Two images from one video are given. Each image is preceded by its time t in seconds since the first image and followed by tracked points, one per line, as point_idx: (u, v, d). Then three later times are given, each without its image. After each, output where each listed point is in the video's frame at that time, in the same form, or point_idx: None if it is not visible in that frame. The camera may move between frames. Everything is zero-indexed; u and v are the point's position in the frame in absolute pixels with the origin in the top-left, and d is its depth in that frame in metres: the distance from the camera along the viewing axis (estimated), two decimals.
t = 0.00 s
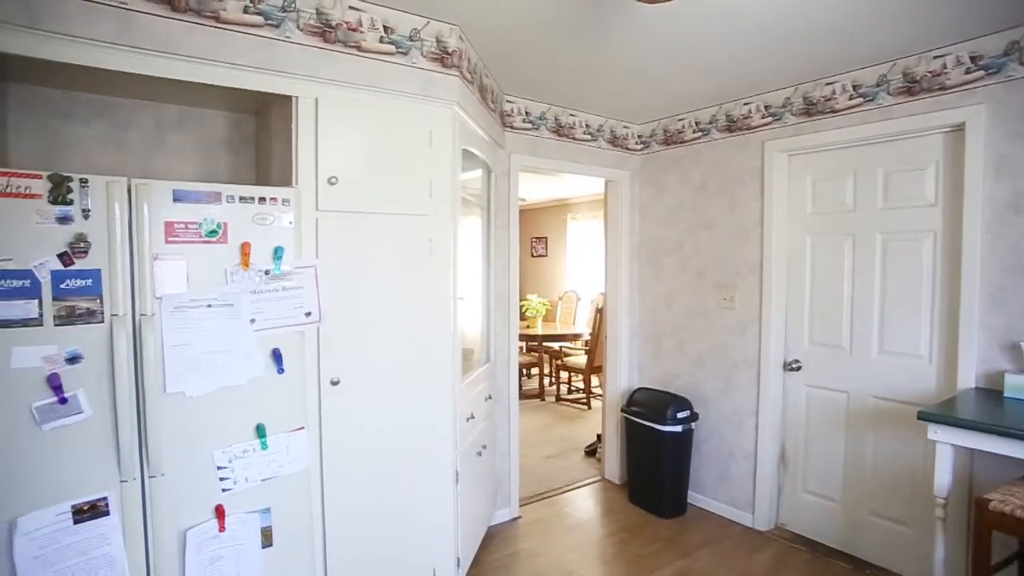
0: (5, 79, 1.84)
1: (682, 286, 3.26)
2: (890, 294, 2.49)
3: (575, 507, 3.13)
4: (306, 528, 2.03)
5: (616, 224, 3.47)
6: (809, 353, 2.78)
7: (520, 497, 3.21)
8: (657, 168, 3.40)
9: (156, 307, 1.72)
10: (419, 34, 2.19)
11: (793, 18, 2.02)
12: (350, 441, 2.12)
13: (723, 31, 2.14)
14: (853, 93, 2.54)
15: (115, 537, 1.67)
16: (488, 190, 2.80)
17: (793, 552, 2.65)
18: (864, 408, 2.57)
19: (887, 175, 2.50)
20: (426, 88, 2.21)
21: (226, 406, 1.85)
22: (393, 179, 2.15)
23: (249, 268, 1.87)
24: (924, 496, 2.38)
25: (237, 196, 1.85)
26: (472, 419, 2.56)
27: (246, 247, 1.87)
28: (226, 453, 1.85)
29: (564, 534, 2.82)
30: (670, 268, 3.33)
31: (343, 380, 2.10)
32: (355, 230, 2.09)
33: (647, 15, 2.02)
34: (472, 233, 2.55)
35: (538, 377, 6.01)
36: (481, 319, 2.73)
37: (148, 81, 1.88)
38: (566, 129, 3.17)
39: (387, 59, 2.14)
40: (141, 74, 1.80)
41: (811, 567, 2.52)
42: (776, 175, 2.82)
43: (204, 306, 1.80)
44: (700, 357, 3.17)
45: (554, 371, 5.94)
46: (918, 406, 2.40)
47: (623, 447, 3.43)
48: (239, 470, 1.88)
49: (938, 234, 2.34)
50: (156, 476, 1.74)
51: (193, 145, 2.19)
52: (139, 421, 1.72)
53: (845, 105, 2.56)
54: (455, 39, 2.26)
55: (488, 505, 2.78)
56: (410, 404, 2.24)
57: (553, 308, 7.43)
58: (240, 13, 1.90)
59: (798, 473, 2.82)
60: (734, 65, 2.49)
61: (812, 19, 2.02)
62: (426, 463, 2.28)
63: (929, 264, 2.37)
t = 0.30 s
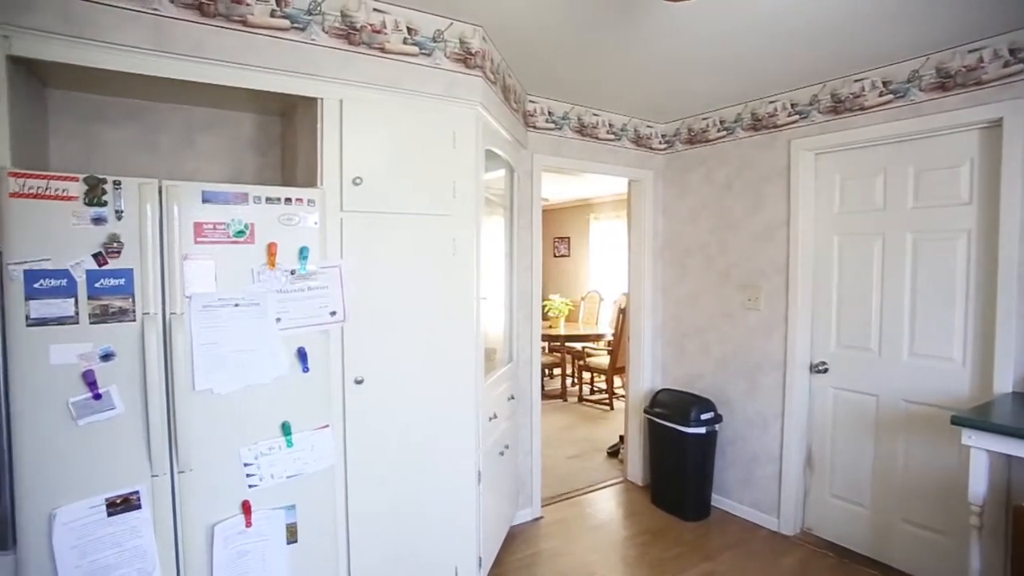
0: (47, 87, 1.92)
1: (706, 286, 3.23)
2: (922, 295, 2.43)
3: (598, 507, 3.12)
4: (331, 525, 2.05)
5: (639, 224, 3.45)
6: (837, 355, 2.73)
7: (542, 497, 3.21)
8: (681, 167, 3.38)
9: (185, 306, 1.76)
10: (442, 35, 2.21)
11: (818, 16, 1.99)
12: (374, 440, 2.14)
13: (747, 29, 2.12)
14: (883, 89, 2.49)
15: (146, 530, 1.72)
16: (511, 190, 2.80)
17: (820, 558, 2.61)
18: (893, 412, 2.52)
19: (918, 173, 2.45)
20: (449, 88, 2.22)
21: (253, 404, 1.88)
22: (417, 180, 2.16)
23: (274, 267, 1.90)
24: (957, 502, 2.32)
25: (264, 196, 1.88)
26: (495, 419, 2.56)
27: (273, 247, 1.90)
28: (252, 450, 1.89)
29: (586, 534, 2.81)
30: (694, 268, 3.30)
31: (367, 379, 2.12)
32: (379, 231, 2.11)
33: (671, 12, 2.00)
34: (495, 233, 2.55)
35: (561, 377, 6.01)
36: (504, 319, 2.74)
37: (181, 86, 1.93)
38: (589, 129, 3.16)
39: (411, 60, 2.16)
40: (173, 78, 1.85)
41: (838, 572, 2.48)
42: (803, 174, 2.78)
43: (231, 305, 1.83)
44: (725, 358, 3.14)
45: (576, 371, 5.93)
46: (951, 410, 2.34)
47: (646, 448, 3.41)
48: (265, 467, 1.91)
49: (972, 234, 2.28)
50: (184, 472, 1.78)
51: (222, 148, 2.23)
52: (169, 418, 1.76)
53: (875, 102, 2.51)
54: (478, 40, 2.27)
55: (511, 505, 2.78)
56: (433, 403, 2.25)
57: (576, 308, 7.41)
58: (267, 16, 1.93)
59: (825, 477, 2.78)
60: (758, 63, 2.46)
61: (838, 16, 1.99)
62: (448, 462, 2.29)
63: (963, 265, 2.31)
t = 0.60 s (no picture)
0: (87, 92, 1.98)
1: (733, 287, 3.19)
2: (959, 297, 2.37)
3: (622, 509, 3.11)
4: (358, 522, 2.07)
5: (665, 224, 3.42)
6: (869, 357, 2.68)
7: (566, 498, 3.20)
8: (708, 166, 3.34)
9: (216, 305, 1.79)
10: (468, 36, 2.21)
11: (850, 11, 1.96)
12: (401, 439, 2.16)
13: (776, 26, 2.09)
14: (919, 85, 2.43)
15: (178, 523, 1.77)
16: (536, 190, 2.80)
17: (850, 564, 2.56)
18: (927, 416, 2.46)
19: (955, 171, 2.38)
20: (476, 89, 2.23)
21: (282, 401, 1.91)
22: (443, 180, 2.17)
23: (303, 267, 1.93)
24: (995, 510, 2.26)
25: (293, 197, 1.91)
26: (519, 419, 2.56)
27: (301, 247, 1.92)
28: (281, 447, 1.92)
29: (610, 535, 2.80)
30: (721, 268, 3.26)
31: (393, 378, 2.14)
32: (406, 231, 2.13)
33: (699, 9, 1.97)
34: (520, 233, 2.56)
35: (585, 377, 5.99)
36: (529, 319, 2.74)
37: (214, 89, 1.97)
38: (614, 128, 3.14)
39: (437, 61, 2.17)
40: (208, 82, 1.89)
41: None
42: (833, 173, 2.73)
43: (261, 304, 1.86)
44: (752, 359, 3.10)
45: (601, 372, 5.90)
46: (990, 415, 2.28)
47: (672, 450, 3.38)
48: (292, 464, 1.94)
49: (1012, 234, 2.22)
50: (215, 467, 1.81)
51: (254, 150, 2.27)
52: (200, 414, 1.79)
53: (910, 98, 2.46)
54: (504, 40, 2.27)
55: (535, 505, 2.78)
56: (459, 402, 2.26)
57: (600, 308, 7.37)
58: (296, 20, 1.96)
59: (855, 482, 2.73)
60: (787, 60, 2.43)
61: (870, 11, 1.95)
62: (474, 462, 2.30)
63: (1002, 266, 2.24)
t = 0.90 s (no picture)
0: (120, 95, 2.03)
1: (759, 287, 3.15)
2: (993, 298, 2.31)
3: (644, 510, 3.09)
4: (381, 520, 2.09)
5: (689, 224, 3.39)
6: (898, 359, 2.62)
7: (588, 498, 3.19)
8: (733, 165, 3.30)
9: (243, 304, 1.82)
10: (491, 36, 2.22)
11: (879, 5, 1.92)
12: (424, 437, 2.17)
13: (802, 22, 2.06)
14: (952, 80, 2.37)
15: (206, 517, 1.80)
16: (560, 190, 2.80)
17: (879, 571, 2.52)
18: (960, 420, 2.40)
19: (990, 169, 2.32)
20: (499, 89, 2.23)
21: (308, 399, 1.94)
22: (466, 181, 2.18)
23: (328, 266, 1.95)
24: None
25: (319, 197, 1.93)
26: (541, 419, 2.56)
27: (326, 247, 1.94)
28: (306, 444, 1.94)
29: (633, 537, 2.79)
30: (745, 269, 3.23)
31: (416, 377, 2.15)
32: (430, 231, 2.14)
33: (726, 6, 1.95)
34: (543, 232, 2.55)
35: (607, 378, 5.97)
36: (551, 319, 2.73)
37: (243, 91, 2.00)
38: (638, 127, 3.12)
39: (460, 61, 2.18)
40: (237, 85, 1.92)
41: None
42: (862, 172, 2.68)
43: (287, 303, 1.89)
44: (777, 361, 3.06)
45: (623, 372, 5.87)
46: None
47: (695, 452, 3.35)
48: (317, 461, 1.96)
49: None
50: (241, 463, 1.85)
51: (281, 151, 2.31)
52: (227, 411, 1.82)
53: (943, 94, 2.40)
54: (527, 39, 2.27)
55: (556, 505, 2.78)
56: (482, 402, 2.27)
57: (623, 308, 7.34)
58: (321, 22, 1.98)
59: (884, 487, 2.68)
60: (814, 56, 2.39)
61: (901, 5, 1.92)
62: (496, 462, 2.31)
63: None
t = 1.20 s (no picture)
0: (141, 97, 2.06)
1: (775, 287, 3.13)
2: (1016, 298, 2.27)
3: (658, 510, 3.08)
4: (396, 518, 2.10)
5: (705, 223, 3.37)
6: (918, 360, 2.59)
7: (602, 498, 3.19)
8: (749, 164, 3.28)
9: (260, 303, 1.84)
10: (506, 35, 2.22)
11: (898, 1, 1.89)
12: (439, 435, 2.18)
13: (818, 18, 2.04)
14: (975, 76, 2.33)
15: (223, 513, 1.83)
16: (575, 189, 2.80)
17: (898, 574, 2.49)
18: (981, 422, 2.37)
19: (1013, 167, 2.28)
20: (514, 88, 2.23)
21: (323, 397, 1.95)
22: (481, 180, 2.18)
23: (343, 265, 1.96)
24: None
25: (334, 197, 1.94)
26: (556, 418, 2.56)
27: (342, 246, 1.95)
28: (321, 442, 1.95)
29: (647, 537, 2.78)
30: (762, 268, 3.20)
31: (430, 375, 2.16)
32: (446, 230, 2.15)
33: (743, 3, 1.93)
34: (557, 231, 2.55)
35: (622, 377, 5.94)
36: (566, 318, 2.73)
37: (260, 92, 2.02)
38: (653, 125, 3.11)
39: (475, 61, 2.18)
40: (255, 86, 1.94)
41: None
42: (881, 170, 2.65)
43: (303, 302, 1.90)
44: (794, 361, 3.03)
45: (638, 372, 5.85)
46: None
47: (710, 452, 3.33)
48: (332, 459, 1.97)
49: None
50: (258, 460, 1.86)
51: (298, 151, 2.33)
52: (244, 409, 1.84)
53: (965, 90, 2.36)
54: (542, 39, 2.27)
55: (570, 505, 2.78)
56: (496, 401, 2.27)
57: (638, 308, 7.31)
58: (337, 23, 1.99)
59: (903, 490, 2.64)
60: (831, 53, 2.37)
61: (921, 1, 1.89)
62: (511, 461, 2.31)
63: None
